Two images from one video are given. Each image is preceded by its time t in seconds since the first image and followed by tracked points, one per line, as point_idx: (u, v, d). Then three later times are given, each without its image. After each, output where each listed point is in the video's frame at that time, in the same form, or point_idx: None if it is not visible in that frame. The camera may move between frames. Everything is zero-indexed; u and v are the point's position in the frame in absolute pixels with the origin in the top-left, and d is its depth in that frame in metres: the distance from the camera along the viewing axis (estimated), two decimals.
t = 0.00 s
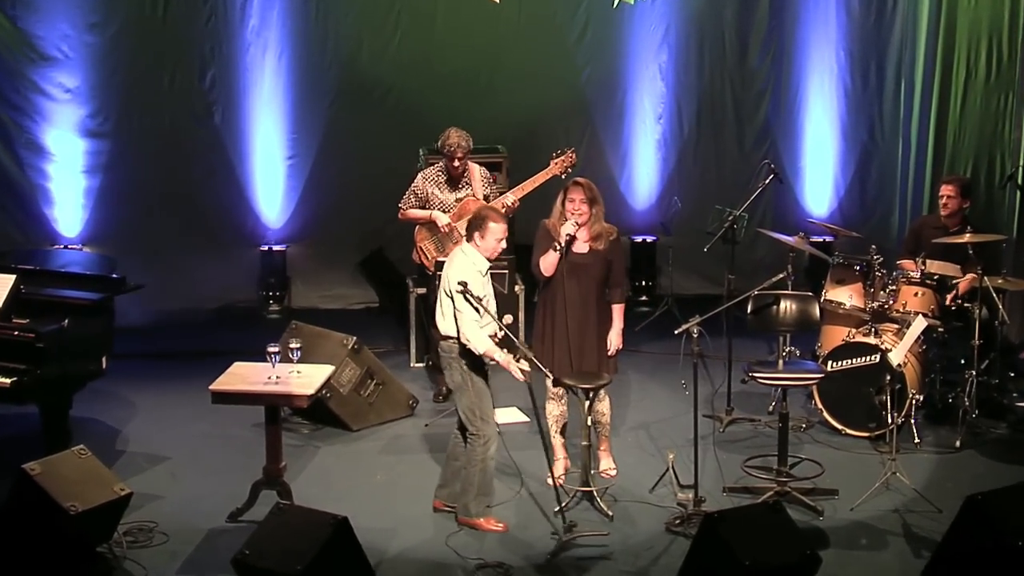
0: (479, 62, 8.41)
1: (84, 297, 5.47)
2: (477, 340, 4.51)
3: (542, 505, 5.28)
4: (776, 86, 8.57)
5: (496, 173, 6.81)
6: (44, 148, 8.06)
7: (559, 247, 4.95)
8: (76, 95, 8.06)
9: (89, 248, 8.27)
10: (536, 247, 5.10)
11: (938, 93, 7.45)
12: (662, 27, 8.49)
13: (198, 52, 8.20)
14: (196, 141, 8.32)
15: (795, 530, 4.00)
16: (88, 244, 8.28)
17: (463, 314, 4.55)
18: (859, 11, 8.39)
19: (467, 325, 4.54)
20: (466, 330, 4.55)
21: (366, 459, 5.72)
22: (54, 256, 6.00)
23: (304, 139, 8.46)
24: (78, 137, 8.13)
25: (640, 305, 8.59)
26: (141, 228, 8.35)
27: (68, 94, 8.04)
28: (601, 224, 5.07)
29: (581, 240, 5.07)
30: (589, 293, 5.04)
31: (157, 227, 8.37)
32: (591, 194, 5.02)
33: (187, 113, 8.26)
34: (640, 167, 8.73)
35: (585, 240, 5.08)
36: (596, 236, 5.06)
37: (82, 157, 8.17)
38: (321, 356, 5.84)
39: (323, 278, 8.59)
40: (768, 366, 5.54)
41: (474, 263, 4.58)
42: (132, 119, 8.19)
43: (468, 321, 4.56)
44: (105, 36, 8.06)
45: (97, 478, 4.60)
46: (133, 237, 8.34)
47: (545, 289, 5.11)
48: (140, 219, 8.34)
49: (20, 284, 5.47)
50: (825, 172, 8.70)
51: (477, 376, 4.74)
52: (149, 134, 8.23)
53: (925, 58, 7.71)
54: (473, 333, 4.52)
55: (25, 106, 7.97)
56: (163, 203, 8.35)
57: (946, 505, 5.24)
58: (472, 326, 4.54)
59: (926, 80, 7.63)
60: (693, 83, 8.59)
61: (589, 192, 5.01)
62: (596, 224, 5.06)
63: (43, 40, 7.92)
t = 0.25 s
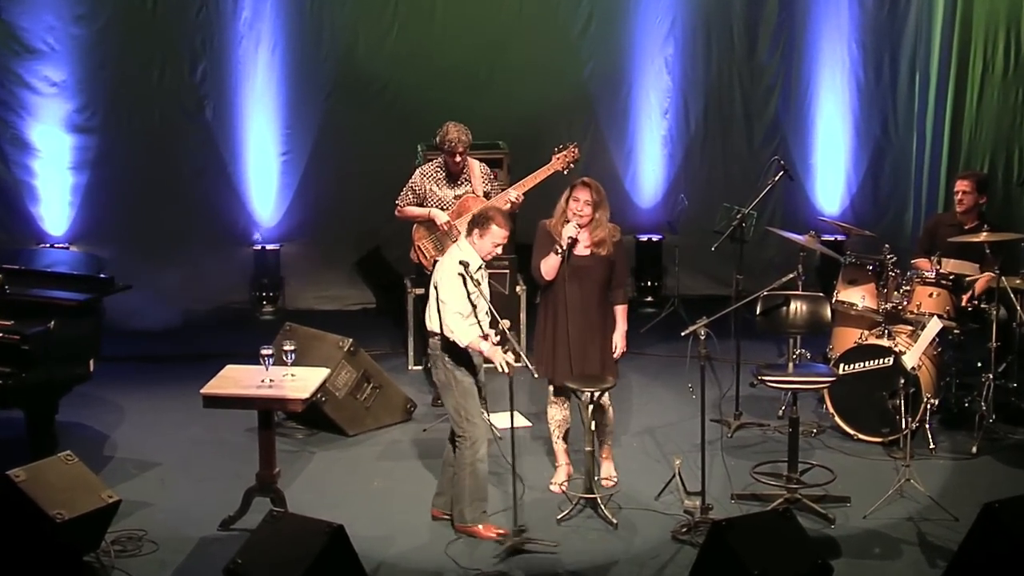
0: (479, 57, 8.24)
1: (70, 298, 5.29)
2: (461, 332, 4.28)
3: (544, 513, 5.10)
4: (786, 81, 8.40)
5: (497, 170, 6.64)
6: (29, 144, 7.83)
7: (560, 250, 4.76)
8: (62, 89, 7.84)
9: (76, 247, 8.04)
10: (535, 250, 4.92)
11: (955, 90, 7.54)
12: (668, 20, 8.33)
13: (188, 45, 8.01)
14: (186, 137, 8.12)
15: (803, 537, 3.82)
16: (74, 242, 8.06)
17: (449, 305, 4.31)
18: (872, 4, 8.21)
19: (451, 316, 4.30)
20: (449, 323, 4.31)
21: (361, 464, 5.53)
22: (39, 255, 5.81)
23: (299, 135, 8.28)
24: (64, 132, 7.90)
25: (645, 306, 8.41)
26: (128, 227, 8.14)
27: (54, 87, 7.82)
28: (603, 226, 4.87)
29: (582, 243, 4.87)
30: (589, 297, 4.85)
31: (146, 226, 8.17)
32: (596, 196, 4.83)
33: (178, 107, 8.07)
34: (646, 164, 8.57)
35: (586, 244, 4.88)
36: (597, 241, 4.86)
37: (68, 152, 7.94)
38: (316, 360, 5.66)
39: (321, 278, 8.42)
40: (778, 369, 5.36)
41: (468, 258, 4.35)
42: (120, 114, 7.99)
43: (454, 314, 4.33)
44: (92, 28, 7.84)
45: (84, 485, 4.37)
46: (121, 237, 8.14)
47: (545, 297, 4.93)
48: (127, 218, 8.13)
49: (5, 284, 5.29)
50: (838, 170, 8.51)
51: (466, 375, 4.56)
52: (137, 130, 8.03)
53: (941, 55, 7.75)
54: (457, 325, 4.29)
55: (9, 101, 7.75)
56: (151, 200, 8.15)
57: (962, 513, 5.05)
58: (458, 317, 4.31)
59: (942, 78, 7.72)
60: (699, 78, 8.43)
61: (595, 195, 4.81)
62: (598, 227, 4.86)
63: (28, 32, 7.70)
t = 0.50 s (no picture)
0: (479, 52, 8.08)
1: (55, 297, 5.11)
2: (443, 336, 4.05)
3: (545, 520, 4.92)
4: (795, 73, 8.26)
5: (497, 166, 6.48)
6: (14, 139, 7.61)
7: (571, 249, 4.59)
8: (48, 82, 7.61)
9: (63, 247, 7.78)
10: (546, 250, 4.78)
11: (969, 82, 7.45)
12: (674, 12, 8.17)
13: (177, 37, 7.84)
14: (173, 131, 7.94)
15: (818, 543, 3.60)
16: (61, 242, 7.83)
17: (434, 305, 4.09)
18: None
19: (435, 318, 4.07)
20: (431, 324, 4.09)
21: (356, 469, 5.36)
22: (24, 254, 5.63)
23: (293, 129, 8.14)
24: (50, 127, 7.68)
25: (650, 307, 8.23)
26: (116, 226, 7.93)
27: (40, 80, 7.60)
28: (616, 223, 4.72)
29: (593, 241, 4.71)
30: (598, 298, 4.68)
31: (132, 225, 7.96)
32: (607, 191, 4.68)
33: (167, 100, 7.89)
34: (651, 159, 8.40)
35: (598, 241, 4.72)
36: (609, 236, 4.70)
37: (54, 148, 7.72)
38: (309, 362, 5.48)
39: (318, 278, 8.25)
40: (787, 372, 5.19)
41: (460, 256, 4.13)
42: (105, 109, 7.78)
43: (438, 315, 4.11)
44: (78, 19, 7.62)
45: (72, 491, 4.16)
46: (105, 240, 7.91)
47: (553, 296, 4.76)
48: (112, 216, 7.91)
49: None
50: (849, 167, 8.40)
51: (449, 376, 4.42)
52: (122, 126, 7.83)
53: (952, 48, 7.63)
54: (440, 329, 4.06)
55: None
56: (138, 198, 7.94)
57: (977, 520, 4.88)
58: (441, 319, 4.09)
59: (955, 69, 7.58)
60: (706, 71, 8.27)
61: (605, 189, 4.67)
62: (609, 224, 4.71)
63: (13, 23, 7.49)
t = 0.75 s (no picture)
0: (477, 44, 7.91)
1: (38, 295, 4.94)
2: (415, 337, 3.87)
3: (544, 524, 4.74)
4: (804, 64, 8.07)
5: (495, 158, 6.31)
6: None
7: (577, 245, 4.39)
8: (30, 73, 7.51)
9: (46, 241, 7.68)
10: (553, 243, 4.61)
11: (984, 78, 7.52)
12: None
13: (164, 26, 7.68)
14: (161, 123, 7.78)
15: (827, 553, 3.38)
16: (43, 235, 7.71)
17: (410, 304, 3.90)
18: None
19: (409, 318, 3.89)
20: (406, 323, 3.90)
21: (350, 472, 5.18)
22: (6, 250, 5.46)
23: (285, 122, 7.95)
24: (32, 118, 7.58)
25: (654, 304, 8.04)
26: (102, 219, 7.80)
27: (22, 70, 7.49)
28: (629, 220, 4.52)
29: (604, 238, 4.54)
30: (608, 296, 4.50)
31: (117, 219, 7.82)
32: (619, 185, 4.47)
33: (152, 90, 7.73)
34: (654, 151, 8.22)
35: (609, 237, 4.54)
36: (622, 235, 4.51)
37: (37, 139, 7.62)
38: (302, 362, 5.30)
39: (314, 275, 8.08)
40: (795, 371, 5.03)
41: (445, 256, 3.95)
42: (91, 98, 7.66)
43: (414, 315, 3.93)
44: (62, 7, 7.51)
45: (54, 492, 3.93)
46: (90, 234, 7.79)
47: (563, 292, 4.59)
48: (97, 209, 7.79)
49: None
50: (859, 160, 8.23)
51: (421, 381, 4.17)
52: (106, 116, 7.70)
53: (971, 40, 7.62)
54: (412, 329, 3.88)
55: None
56: (124, 191, 7.80)
57: (994, 526, 4.69)
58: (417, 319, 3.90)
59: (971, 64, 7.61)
60: (711, 59, 8.07)
61: (616, 183, 4.45)
62: (623, 220, 4.51)
63: None
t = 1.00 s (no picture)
0: (476, 32, 7.75)
1: (21, 287, 4.77)
2: (396, 333, 3.76)
3: (545, 525, 4.57)
4: (814, 48, 7.93)
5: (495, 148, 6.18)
6: None
7: (578, 235, 4.23)
8: (12, 58, 7.47)
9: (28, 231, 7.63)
10: (555, 234, 4.40)
11: (1004, 63, 7.09)
12: None
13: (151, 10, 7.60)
14: (149, 111, 7.68)
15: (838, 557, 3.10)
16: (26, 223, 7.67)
17: (389, 300, 3.79)
18: None
19: (389, 314, 3.79)
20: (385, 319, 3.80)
21: (344, 471, 5.00)
22: None
23: (276, 108, 7.78)
24: (15, 104, 7.53)
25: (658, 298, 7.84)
26: (84, 209, 7.72)
27: (5, 55, 7.47)
28: (634, 210, 4.36)
29: (609, 228, 4.37)
30: (611, 289, 4.32)
31: (101, 208, 7.75)
32: (620, 173, 4.33)
33: (139, 76, 7.64)
34: (659, 140, 8.07)
35: (612, 227, 4.37)
36: (627, 225, 4.35)
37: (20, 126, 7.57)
38: (294, 356, 5.12)
39: (311, 269, 7.92)
40: (804, 367, 4.87)
41: (423, 249, 3.83)
42: (77, 86, 7.59)
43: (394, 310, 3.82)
44: None
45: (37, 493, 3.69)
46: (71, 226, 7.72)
47: (564, 284, 4.40)
48: (81, 199, 7.71)
49: None
50: (870, 151, 8.05)
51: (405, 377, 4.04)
52: (89, 105, 7.63)
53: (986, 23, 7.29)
54: (393, 326, 3.77)
55: None
56: (109, 181, 7.73)
57: (1011, 526, 4.52)
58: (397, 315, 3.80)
59: (988, 49, 7.27)
60: (717, 45, 7.95)
61: (619, 171, 4.32)
62: (627, 209, 4.35)
63: None
